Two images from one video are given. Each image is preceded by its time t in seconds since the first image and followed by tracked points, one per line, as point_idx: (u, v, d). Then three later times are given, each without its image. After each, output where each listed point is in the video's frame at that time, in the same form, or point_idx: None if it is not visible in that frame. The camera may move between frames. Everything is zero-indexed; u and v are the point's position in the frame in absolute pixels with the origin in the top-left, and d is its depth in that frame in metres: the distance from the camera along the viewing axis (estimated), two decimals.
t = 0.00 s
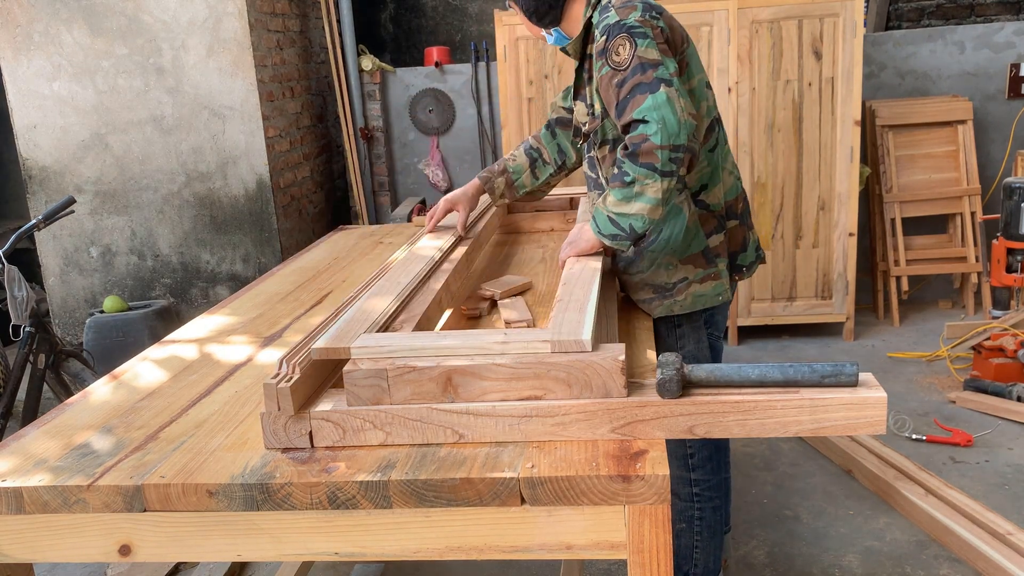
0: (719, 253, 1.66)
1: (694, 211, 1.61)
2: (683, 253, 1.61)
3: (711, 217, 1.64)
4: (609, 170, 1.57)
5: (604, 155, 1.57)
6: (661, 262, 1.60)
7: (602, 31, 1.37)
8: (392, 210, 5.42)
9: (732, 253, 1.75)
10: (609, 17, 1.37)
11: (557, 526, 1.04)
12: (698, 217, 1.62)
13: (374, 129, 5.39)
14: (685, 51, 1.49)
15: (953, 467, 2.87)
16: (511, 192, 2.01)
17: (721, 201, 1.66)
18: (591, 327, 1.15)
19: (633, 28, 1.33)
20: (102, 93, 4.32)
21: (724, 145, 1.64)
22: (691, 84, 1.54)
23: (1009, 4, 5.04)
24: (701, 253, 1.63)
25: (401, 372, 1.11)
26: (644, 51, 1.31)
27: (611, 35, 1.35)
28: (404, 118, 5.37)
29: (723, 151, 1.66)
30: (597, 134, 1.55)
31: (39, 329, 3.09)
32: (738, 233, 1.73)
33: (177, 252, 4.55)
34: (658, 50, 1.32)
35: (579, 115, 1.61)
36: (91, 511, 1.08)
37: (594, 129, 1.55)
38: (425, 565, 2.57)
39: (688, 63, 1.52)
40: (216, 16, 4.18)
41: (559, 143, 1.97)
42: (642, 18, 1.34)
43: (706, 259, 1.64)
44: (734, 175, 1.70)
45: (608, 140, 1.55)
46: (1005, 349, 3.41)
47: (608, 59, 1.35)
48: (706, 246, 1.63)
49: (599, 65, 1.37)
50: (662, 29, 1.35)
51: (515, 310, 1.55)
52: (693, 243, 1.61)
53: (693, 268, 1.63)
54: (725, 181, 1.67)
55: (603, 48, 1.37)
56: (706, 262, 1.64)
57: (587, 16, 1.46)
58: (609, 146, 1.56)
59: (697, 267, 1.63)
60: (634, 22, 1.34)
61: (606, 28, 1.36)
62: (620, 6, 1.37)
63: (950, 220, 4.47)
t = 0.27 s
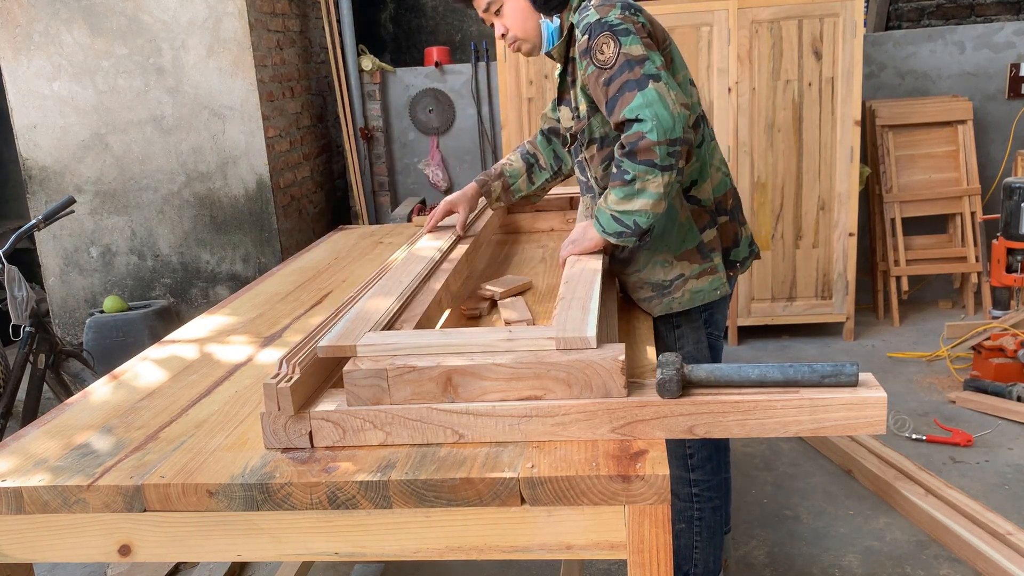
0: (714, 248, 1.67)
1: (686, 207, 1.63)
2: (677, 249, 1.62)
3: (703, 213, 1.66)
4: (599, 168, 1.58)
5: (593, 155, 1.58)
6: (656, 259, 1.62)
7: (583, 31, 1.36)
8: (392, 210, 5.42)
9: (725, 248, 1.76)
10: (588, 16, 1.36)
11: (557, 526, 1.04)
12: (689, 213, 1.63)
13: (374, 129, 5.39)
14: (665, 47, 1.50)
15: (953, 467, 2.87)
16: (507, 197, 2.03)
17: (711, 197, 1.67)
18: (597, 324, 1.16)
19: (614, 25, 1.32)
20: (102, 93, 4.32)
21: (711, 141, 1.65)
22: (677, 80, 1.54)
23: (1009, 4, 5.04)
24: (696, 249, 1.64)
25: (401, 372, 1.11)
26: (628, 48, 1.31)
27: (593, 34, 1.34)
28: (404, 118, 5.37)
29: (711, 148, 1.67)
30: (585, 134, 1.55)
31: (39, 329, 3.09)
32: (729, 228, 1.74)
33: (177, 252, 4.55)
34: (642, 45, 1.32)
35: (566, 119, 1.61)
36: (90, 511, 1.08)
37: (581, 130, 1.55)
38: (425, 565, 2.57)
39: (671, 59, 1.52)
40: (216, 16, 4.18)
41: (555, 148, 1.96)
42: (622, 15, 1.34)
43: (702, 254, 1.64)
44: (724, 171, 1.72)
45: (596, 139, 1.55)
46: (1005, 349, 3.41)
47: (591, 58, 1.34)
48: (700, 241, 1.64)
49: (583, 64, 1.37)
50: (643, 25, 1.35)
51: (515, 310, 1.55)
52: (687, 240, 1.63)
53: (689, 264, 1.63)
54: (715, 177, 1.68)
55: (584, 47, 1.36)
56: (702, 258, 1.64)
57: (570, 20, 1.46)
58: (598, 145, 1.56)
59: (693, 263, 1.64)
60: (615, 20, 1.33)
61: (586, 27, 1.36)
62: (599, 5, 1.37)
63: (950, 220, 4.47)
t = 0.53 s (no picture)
0: (709, 245, 1.67)
1: (679, 208, 1.62)
2: (674, 249, 1.62)
3: (695, 212, 1.65)
4: (593, 185, 1.58)
5: (584, 173, 1.58)
6: (654, 261, 1.62)
7: (560, 53, 1.37)
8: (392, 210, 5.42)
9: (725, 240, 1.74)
10: (564, 39, 1.37)
11: (557, 525, 1.04)
12: (683, 212, 1.63)
13: (374, 129, 5.39)
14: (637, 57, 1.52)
15: (953, 467, 2.87)
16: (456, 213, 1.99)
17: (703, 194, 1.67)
18: (598, 321, 1.17)
19: (593, 45, 1.34)
20: (102, 93, 4.32)
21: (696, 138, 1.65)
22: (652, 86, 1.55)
23: (1009, 4, 5.04)
24: (693, 248, 1.64)
25: (401, 372, 1.11)
26: (610, 64, 1.32)
27: (573, 54, 1.35)
28: (404, 118, 5.37)
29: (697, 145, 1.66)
30: (573, 153, 1.55)
31: (39, 329, 3.09)
32: (722, 219, 1.71)
33: (177, 252, 4.55)
34: (624, 59, 1.33)
35: (541, 139, 1.61)
36: (91, 511, 1.08)
37: (567, 151, 1.55)
38: (425, 565, 2.57)
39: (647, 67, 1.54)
40: (216, 16, 4.18)
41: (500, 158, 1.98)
42: (597, 32, 1.35)
43: (698, 252, 1.65)
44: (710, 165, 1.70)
45: (585, 157, 1.55)
46: (1005, 349, 3.41)
47: (575, 78, 1.35)
48: (695, 239, 1.65)
49: (568, 85, 1.37)
50: (620, 39, 1.37)
51: (516, 309, 1.56)
52: (682, 240, 1.63)
53: (687, 263, 1.64)
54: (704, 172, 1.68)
55: (565, 69, 1.36)
56: (698, 255, 1.65)
57: (537, 42, 1.46)
58: (587, 163, 1.56)
59: (690, 261, 1.64)
60: (592, 37, 1.34)
61: (564, 50, 1.36)
62: (571, 26, 1.38)
63: (950, 219, 4.47)
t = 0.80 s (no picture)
0: (717, 241, 1.66)
1: (687, 204, 1.61)
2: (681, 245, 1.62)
3: (703, 208, 1.64)
4: (605, 177, 1.57)
5: (597, 165, 1.57)
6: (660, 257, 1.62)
7: (581, 41, 1.39)
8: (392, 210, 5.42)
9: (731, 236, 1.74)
10: (585, 27, 1.39)
11: (557, 526, 1.04)
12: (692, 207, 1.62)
13: (374, 129, 5.39)
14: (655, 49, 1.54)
15: (953, 467, 2.87)
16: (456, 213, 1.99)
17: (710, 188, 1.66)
18: (598, 321, 1.17)
19: (614, 35, 1.35)
20: (102, 93, 4.32)
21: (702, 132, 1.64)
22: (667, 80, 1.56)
23: (1009, 4, 5.04)
24: (700, 243, 1.64)
25: (400, 372, 1.11)
26: (631, 56, 1.34)
27: (593, 43, 1.37)
28: (404, 118, 5.37)
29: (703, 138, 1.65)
30: (587, 144, 1.54)
31: (39, 329, 3.09)
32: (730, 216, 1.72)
33: (178, 252, 4.55)
34: (643, 52, 1.35)
35: (550, 133, 1.60)
36: (90, 511, 1.08)
37: (581, 142, 1.54)
38: (425, 565, 2.57)
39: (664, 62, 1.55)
40: (216, 16, 4.18)
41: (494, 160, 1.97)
42: (619, 23, 1.37)
43: (706, 247, 1.65)
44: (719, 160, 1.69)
45: (598, 148, 1.55)
46: (1005, 349, 3.41)
47: (594, 68, 1.37)
48: (704, 234, 1.64)
49: (587, 74, 1.39)
50: (642, 32, 1.38)
51: (516, 310, 1.56)
52: (690, 235, 1.62)
53: (694, 258, 1.64)
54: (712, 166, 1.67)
55: (585, 57, 1.38)
56: (705, 251, 1.65)
57: (554, 34, 1.46)
58: (600, 154, 1.56)
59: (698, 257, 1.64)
60: (613, 28, 1.36)
61: (586, 38, 1.38)
62: (593, 16, 1.40)
63: (950, 220, 4.47)
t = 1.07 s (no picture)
0: (733, 249, 1.66)
1: (712, 206, 1.62)
2: (697, 245, 1.61)
3: (726, 213, 1.65)
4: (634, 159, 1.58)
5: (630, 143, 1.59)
6: (676, 253, 1.60)
7: (645, 21, 1.39)
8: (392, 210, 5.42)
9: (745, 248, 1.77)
10: (653, 9, 1.40)
11: (557, 526, 1.04)
12: (715, 213, 1.63)
13: (374, 129, 5.39)
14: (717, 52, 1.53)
15: (953, 467, 2.87)
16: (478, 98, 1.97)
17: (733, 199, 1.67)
18: (598, 321, 1.17)
19: (677, 24, 1.35)
20: (102, 93, 4.32)
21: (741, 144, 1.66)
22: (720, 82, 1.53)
23: (1008, 4, 5.03)
24: (717, 247, 1.63)
25: (401, 372, 1.11)
26: (686, 47, 1.32)
27: (655, 24, 1.36)
28: (404, 118, 5.37)
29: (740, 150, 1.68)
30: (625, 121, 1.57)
31: (39, 329, 3.09)
32: (750, 229, 1.76)
33: (178, 252, 4.55)
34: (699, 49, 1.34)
35: (601, 102, 1.64)
36: (90, 511, 1.08)
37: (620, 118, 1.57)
38: (425, 565, 2.56)
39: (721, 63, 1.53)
40: (216, 16, 4.18)
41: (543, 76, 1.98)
42: (687, 16, 1.37)
43: (721, 252, 1.64)
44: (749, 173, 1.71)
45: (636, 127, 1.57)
46: (1005, 349, 3.41)
47: (648, 46, 1.35)
48: (721, 240, 1.64)
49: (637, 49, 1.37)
50: (702, 30, 1.38)
51: (517, 309, 1.56)
52: (708, 238, 1.62)
53: (707, 261, 1.62)
54: (741, 178, 1.70)
55: (643, 34, 1.37)
56: (720, 256, 1.64)
57: (619, 8, 1.49)
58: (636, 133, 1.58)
59: (711, 260, 1.63)
60: (679, 17, 1.36)
61: (651, 18, 1.38)
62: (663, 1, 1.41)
63: (950, 220, 4.47)
